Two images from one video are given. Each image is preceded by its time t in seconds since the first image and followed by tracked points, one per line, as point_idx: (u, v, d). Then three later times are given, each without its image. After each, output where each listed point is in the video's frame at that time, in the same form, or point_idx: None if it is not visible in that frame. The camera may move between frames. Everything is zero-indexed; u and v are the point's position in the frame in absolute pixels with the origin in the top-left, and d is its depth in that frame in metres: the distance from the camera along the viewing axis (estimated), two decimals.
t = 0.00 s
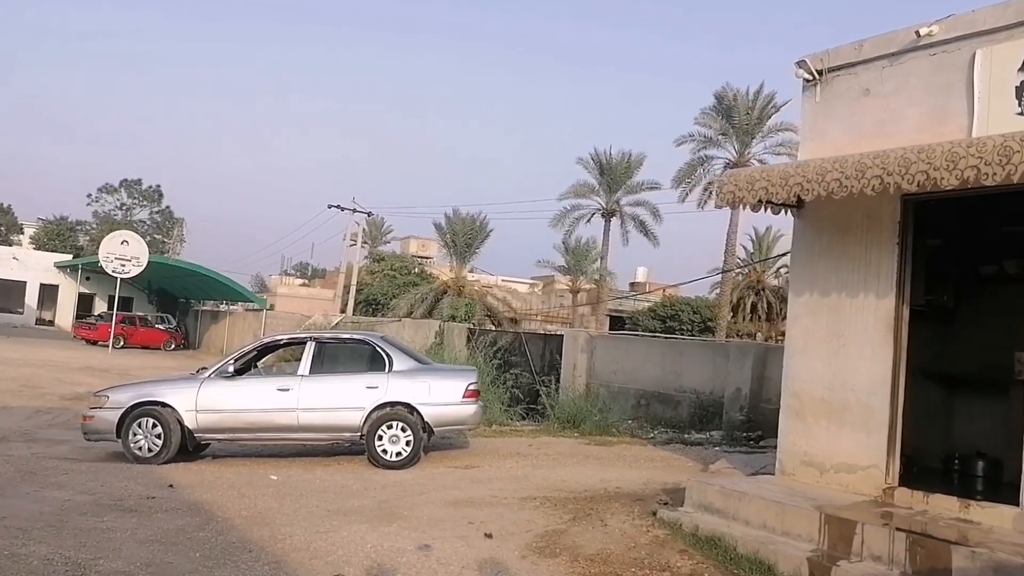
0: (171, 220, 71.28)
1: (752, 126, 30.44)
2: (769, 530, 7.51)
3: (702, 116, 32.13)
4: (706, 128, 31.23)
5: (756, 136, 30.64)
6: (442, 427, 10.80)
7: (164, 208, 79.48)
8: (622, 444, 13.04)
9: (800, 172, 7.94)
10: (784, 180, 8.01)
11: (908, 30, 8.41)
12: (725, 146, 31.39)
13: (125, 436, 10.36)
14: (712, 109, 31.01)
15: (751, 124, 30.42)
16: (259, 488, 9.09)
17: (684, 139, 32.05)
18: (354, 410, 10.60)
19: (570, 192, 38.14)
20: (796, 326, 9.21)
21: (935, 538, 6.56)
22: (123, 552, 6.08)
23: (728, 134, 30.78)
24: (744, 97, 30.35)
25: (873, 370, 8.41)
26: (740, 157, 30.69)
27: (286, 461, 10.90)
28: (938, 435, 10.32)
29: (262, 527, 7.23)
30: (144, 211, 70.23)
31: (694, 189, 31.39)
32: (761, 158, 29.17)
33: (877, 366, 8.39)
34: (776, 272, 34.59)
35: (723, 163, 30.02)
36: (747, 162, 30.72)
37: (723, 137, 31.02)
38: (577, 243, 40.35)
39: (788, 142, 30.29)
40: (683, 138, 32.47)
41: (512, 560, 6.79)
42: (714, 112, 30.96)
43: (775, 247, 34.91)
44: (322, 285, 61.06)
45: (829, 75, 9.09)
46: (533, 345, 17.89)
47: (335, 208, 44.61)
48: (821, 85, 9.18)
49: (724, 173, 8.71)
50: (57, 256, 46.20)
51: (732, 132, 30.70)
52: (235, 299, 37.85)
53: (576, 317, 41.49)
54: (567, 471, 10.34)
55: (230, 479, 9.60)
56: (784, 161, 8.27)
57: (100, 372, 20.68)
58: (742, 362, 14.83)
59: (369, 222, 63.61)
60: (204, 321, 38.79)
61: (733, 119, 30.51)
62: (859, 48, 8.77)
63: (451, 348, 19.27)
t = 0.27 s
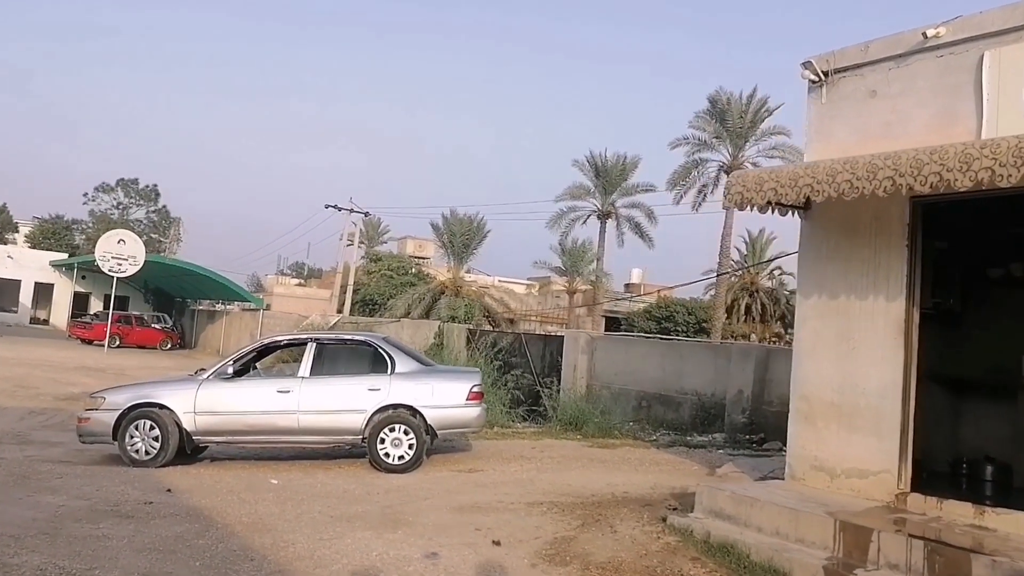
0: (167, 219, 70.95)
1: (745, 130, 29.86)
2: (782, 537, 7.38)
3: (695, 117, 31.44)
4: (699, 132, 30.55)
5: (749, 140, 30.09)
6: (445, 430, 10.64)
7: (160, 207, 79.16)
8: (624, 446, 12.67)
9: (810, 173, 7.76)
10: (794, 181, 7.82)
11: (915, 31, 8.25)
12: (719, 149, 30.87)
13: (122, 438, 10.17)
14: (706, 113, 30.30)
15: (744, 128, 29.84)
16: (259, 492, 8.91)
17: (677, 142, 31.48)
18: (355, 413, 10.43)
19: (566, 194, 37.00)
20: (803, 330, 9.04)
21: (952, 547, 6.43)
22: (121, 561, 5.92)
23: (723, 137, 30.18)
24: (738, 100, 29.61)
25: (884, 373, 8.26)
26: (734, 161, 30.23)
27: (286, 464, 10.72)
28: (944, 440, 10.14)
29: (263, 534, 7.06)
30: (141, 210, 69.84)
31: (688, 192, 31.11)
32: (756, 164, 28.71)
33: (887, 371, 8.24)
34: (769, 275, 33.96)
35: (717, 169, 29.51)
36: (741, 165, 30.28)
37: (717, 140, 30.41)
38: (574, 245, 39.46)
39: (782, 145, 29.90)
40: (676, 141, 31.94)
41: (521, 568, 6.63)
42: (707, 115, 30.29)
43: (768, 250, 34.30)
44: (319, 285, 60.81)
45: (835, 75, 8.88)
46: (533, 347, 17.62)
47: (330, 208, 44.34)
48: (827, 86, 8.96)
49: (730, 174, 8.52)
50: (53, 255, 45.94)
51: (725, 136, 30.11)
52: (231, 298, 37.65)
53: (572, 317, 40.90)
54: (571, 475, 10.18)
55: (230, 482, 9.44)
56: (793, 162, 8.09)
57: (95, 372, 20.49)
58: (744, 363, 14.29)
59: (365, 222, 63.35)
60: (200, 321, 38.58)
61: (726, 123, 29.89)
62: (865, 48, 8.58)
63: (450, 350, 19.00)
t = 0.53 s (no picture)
0: (163, 219, 70.59)
1: (742, 134, 29.50)
2: (798, 547, 7.21)
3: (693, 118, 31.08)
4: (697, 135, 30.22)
5: (746, 144, 29.75)
6: (449, 436, 10.45)
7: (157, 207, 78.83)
8: (628, 452, 12.40)
9: (824, 177, 7.59)
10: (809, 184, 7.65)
11: (928, 33, 8.07)
12: (716, 152, 30.55)
13: (118, 442, 9.96)
14: (703, 116, 29.91)
15: (741, 131, 29.47)
16: (260, 500, 8.72)
17: (675, 144, 31.14)
18: (357, 418, 10.24)
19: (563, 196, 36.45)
20: (816, 335, 8.88)
21: (976, 559, 6.27)
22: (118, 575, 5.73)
23: (720, 141, 29.84)
24: (735, 104, 29.18)
25: (899, 379, 8.08)
26: (731, 165, 29.96)
27: (287, 470, 10.52)
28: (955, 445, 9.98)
29: (265, 545, 6.87)
30: (137, 211, 69.51)
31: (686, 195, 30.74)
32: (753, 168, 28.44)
33: (901, 377, 8.07)
34: (765, 276, 33.02)
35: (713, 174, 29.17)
36: (738, 170, 29.98)
37: (715, 143, 30.10)
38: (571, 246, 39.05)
39: (778, 150, 29.53)
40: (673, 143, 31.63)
41: None
42: (704, 118, 29.90)
43: (765, 253, 33.58)
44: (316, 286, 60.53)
45: (847, 78, 8.70)
46: (535, 349, 17.40)
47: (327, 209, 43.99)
48: (838, 89, 8.79)
49: (742, 178, 8.35)
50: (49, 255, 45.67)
51: (723, 139, 29.81)
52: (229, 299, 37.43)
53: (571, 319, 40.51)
54: (579, 482, 9.98)
55: (231, 489, 9.24)
56: (808, 165, 7.92)
57: (91, 374, 20.27)
58: (748, 366, 13.94)
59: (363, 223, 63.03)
60: (197, 322, 38.34)
61: (723, 126, 29.55)
62: (878, 51, 8.41)
63: (452, 352, 18.81)
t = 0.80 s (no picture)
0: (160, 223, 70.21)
1: (747, 136, 29.37)
2: (819, 558, 6.97)
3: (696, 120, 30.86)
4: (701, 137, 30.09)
5: (750, 146, 29.67)
6: (456, 442, 10.21)
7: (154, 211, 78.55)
8: (637, 459, 12.16)
9: (847, 174, 7.38)
10: (830, 181, 7.45)
11: (953, 27, 7.85)
12: (720, 154, 30.49)
13: (116, 449, 9.70)
14: (707, 118, 29.73)
15: (746, 134, 29.35)
16: (262, 509, 8.46)
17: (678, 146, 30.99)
18: (362, 424, 10.00)
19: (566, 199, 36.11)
20: (835, 338, 8.65)
21: (1008, 571, 6.03)
22: None
23: (725, 143, 29.75)
24: (740, 107, 29.02)
25: (922, 383, 7.85)
26: (736, 166, 29.94)
27: (289, 477, 10.27)
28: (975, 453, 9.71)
29: (269, 556, 6.61)
30: (134, 214, 69.22)
31: (690, 198, 30.60)
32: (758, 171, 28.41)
33: (924, 382, 7.83)
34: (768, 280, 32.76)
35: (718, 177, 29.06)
36: (742, 172, 29.90)
37: (719, 146, 30.01)
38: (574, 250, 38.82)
39: (784, 152, 29.44)
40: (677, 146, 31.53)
41: None
42: (708, 121, 29.71)
43: (768, 256, 33.38)
44: (315, 290, 60.28)
45: (868, 73, 8.49)
46: (539, 354, 17.20)
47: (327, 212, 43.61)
48: (859, 84, 8.57)
49: (762, 176, 8.17)
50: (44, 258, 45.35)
51: (727, 141, 29.72)
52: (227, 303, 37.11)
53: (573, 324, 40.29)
54: (588, 490, 9.74)
55: (232, 498, 8.99)
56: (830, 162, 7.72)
57: (87, 379, 19.98)
58: (757, 371, 13.67)
59: (362, 226, 62.79)
60: (195, 327, 38.04)
61: (728, 128, 29.40)
62: (901, 45, 8.20)
63: (455, 357, 18.59)
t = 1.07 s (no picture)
0: (160, 226, 69.90)
1: (755, 137, 29.14)
2: (845, 570, 6.70)
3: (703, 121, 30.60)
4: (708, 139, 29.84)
5: (758, 147, 29.45)
6: (465, 450, 9.95)
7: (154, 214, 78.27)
8: (649, 467, 11.91)
9: (876, 171, 7.42)
10: (859, 179, 7.48)
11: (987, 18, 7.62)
12: (727, 155, 30.23)
13: (114, 458, 9.45)
14: (715, 118, 29.48)
15: (754, 134, 29.11)
16: (267, 520, 8.20)
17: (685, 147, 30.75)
18: (368, 431, 9.73)
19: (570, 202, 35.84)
20: (858, 342, 8.41)
21: None
22: None
23: (732, 144, 29.49)
24: (748, 107, 28.77)
25: (949, 388, 7.60)
26: (743, 168, 29.68)
27: (293, 486, 10.01)
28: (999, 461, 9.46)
29: (274, 570, 6.35)
30: (132, 216, 68.94)
31: (697, 200, 30.35)
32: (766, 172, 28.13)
33: (953, 387, 7.57)
34: (775, 284, 32.47)
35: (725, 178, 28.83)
36: (750, 173, 29.69)
37: (726, 147, 29.75)
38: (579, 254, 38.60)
39: (791, 154, 29.17)
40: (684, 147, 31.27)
41: None
42: (715, 121, 29.46)
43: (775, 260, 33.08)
44: (316, 294, 60.03)
45: (896, 66, 8.28)
46: (546, 359, 16.96)
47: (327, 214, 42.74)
48: (886, 78, 8.36)
49: (788, 174, 8.24)
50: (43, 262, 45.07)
51: (735, 142, 29.45)
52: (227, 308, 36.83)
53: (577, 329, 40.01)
54: (601, 499, 9.46)
55: (234, 508, 8.73)
56: (858, 160, 7.76)
57: (85, 385, 19.69)
58: (771, 377, 13.43)
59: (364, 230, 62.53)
60: (195, 332, 37.78)
61: (735, 130, 29.15)
62: (930, 37, 8.00)
63: (460, 362, 18.32)
